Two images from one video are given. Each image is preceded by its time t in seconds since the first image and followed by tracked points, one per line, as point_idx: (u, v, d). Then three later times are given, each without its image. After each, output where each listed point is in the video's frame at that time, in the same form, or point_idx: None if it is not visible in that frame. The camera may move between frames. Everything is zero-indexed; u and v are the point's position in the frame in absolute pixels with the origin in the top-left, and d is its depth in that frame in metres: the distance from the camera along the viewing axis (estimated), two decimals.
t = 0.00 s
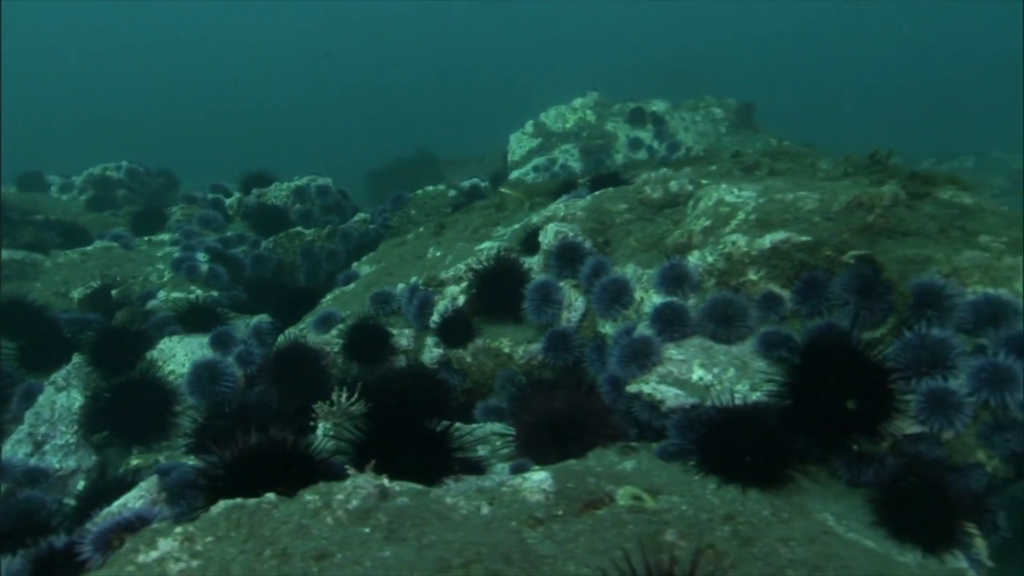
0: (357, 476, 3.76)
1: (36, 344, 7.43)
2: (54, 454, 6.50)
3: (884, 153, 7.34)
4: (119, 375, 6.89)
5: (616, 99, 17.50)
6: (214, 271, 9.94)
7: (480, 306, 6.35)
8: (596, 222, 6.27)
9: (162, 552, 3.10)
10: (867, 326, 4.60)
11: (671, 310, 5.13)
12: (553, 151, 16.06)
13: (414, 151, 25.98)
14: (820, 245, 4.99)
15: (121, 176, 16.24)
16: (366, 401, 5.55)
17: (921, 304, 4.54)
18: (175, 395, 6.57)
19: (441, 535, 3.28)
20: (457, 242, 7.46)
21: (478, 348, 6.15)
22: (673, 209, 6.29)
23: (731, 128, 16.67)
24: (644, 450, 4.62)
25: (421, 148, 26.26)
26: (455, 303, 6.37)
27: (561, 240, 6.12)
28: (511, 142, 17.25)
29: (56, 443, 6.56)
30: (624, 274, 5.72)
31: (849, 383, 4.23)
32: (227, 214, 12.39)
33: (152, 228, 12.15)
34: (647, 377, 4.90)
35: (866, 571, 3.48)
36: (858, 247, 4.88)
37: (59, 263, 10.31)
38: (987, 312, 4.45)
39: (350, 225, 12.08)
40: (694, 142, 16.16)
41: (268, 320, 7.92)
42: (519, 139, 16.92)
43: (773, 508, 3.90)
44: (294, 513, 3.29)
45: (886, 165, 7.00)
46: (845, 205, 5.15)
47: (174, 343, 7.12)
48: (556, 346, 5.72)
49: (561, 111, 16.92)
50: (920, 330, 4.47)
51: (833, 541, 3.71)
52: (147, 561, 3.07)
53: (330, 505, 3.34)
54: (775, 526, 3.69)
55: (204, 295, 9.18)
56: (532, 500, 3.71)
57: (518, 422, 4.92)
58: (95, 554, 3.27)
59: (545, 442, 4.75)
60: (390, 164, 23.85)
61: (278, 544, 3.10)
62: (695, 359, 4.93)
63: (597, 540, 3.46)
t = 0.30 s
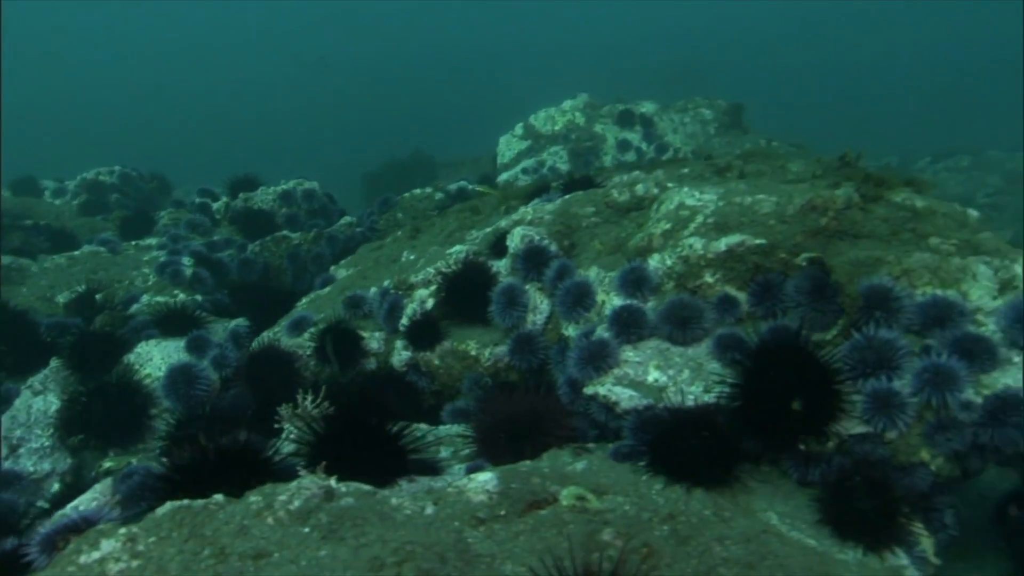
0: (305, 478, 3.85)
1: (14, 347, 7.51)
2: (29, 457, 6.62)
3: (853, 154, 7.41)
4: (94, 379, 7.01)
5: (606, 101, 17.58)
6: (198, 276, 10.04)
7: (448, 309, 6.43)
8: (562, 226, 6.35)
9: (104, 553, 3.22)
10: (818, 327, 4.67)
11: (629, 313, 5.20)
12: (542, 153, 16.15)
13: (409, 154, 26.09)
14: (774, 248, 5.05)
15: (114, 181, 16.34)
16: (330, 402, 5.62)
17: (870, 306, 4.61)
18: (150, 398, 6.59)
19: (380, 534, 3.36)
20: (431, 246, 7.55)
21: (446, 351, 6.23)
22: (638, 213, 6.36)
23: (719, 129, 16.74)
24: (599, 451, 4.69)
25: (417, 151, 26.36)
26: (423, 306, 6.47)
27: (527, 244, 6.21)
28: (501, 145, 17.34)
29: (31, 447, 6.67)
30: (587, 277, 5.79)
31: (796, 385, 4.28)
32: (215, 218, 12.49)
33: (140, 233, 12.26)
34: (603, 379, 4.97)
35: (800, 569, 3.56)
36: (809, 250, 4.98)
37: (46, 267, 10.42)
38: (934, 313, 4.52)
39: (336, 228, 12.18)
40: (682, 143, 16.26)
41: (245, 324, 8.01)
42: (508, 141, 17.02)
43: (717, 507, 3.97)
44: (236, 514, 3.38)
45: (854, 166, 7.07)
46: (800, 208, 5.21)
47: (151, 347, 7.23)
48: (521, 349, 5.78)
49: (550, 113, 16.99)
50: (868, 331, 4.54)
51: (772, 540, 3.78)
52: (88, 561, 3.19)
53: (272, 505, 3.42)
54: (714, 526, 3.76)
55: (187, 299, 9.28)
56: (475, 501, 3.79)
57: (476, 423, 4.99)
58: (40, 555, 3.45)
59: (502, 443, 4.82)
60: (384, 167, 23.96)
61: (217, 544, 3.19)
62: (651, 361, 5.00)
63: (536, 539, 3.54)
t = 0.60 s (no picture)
0: (250, 480, 3.93)
1: None
2: None
3: (815, 155, 7.50)
4: (64, 383, 7.08)
5: (589, 102, 17.66)
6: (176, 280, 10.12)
7: (411, 312, 6.52)
8: (523, 229, 6.45)
9: (41, 555, 3.31)
10: (761, 328, 4.77)
11: (580, 315, 5.30)
12: (525, 155, 16.24)
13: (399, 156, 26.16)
14: (722, 250, 5.13)
15: (100, 186, 16.38)
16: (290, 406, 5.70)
17: (813, 307, 4.71)
18: (121, 402, 6.67)
19: (315, 534, 3.44)
20: (399, 250, 7.64)
21: (408, 353, 6.30)
22: (598, 216, 6.45)
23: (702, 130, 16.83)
24: (548, 451, 4.78)
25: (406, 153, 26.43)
26: (386, 309, 6.54)
27: (488, 247, 6.30)
28: (485, 147, 17.44)
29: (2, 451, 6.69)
30: (545, 280, 5.88)
31: (736, 385, 4.37)
32: (196, 222, 12.57)
33: (121, 238, 12.34)
34: (554, 381, 5.05)
35: (728, 565, 3.65)
36: (756, 251, 5.05)
37: (25, 273, 10.49)
38: (874, 313, 4.63)
39: (316, 231, 12.26)
40: (664, 144, 16.37)
41: (217, 328, 8.09)
42: (491, 143, 17.15)
43: (654, 505, 4.06)
44: (175, 515, 3.47)
45: (815, 167, 7.15)
46: (748, 210, 5.29)
47: (121, 352, 7.34)
48: (480, 351, 5.85)
49: (534, 115, 17.08)
50: (809, 331, 4.63)
51: (705, 536, 3.87)
52: (25, 564, 3.26)
53: (210, 506, 3.52)
54: (648, 523, 3.86)
55: (164, 303, 9.36)
56: (414, 501, 3.89)
57: (430, 425, 5.11)
58: None
59: (456, 444, 4.95)
60: (373, 169, 24.04)
61: (152, 544, 3.28)
62: (601, 362, 5.08)
63: (471, 537, 3.62)
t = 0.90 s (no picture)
0: (191, 478, 4.00)
1: None
2: None
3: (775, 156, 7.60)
4: (30, 384, 7.15)
5: (570, 102, 17.75)
6: (148, 281, 10.19)
7: (372, 312, 6.59)
8: (481, 230, 6.53)
9: None
10: (704, 327, 4.85)
11: (530, 315, 5.38)
12: (505, 155, 16.32)
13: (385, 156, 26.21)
14: (668, 250, 5.21)
15: (81, 186, 16.39)
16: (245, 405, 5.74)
17: (754, 305, 4.77)
18: (86, 403, 6.73)
19: (248, 531, 3.52)
20: (365, 250, 7.72)
21: (367, 353, 6.38)
22: (555, 216, 6.54)
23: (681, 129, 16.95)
24: (494, 448, 4.85)
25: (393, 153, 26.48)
26: (347, 309, 6.63)
27: (446, 248, 6.38)
28: (466, 146, 17.53)
29: None
30: (500, 281, 5.96)
31: (669, 386, 4.43)
32: (173, 223, 12.61)
33: (98, 240, 12.39)
34: (502, 380, 5.13)
35: (655, 560, 3.75)
36: (700, 251, 5.13)
37: None
38: (813, 313, 4.73)
39: (292, 231, 12.32)
40: (644, 144, 16.49)
41: (186, 329, 8.14)
42: (472, 143, 17.25)
43: (590, 502, 4.15)
44: (110, 515, 3.56)
45: (773, 167, 7.24)
46: (695, 211, 5.38)
47: (88, 353, 7.42)
48: (439, 350, 5.87)
49: (514, 114, 17.15)
50: (749, 330, 4.71)
51: (637, 532, 3.96)
52: None
53: (145, 505, 3.60)
54: (580, 518, 3.94)
55: (137, 304, 9.42)
56: (351, 498, 3.97)
57: (381, 423, 5.19)
58: None
59: (405, 441, 5.03)
60: (359, 169, 24.09)
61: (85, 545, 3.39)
62: (549, 362, 5.14)
63: (405, 534, 3.70)
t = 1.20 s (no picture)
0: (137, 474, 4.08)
1: None
2: None
3: (740, 154, 7.68)
4: None
5: (553, 98, 17.79)
6: (124, 278, 10.28)
7: (336, 310, 6.66)
8: (443, 228, 6.60)
9: None
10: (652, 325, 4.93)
11: (484, 313, 5.46)
12: (487, 152, 16.37)
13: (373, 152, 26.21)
14: (619, 250, 5.29)
15: (63, 183, 16.36)
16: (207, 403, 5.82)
17: (701, 303, 4.84)
18: (53, 400, 6.71)
19: (187, 525, 3.60)
20: (333, 248, 7.78)
21: (330, 350, 6.44)
22: (516, 215, 6.61)
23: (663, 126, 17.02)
24: (444, 444, 4.93)
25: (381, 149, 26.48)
26: (311, 307, 6.71)
27: (408, 246, 6.45)
28: (449, 143, 17.59)
29: None
30: (459, 279, 6.03)
31: (614, 382, 4.51)
32: (151, 220, 12.62)
33: (77, 237, 12.41)
34: (456, 377, 5.20)
35: (589, 553, 3.84)
36: (650, 251, 5.20)
37: None
38: (758, 311, 4.81)
39: (271, 228, 12.36)
40: (626, 141, 16.58)
41: (156, 326, 8.18)
42: (455, 140, 17.31)
43: (531, 497, 4.23)
44: (51, 512, 3.67)
45: (736, 166, 7.32)
46: (646, 210, 5.46)
47: (56, 350, 7.48)
48: (400, 348, 5.95)
49: (497, 111, 17.19)
50: (695, 328, 4.78)
51: (575, 526, 4.04)
52: None
53: (86, 502, 3.71)
54: (519, 513, 4.02)
55: (111, 301, 9.46)
56: (295, 494, 4.04)
57: (336, 419, 5.26)
58: None
59: (359, 437, 5.10)
60: (347, 165, 24.10)
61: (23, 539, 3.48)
62: (502, 359, 5.20)
63: (345, 528, 3.77)
